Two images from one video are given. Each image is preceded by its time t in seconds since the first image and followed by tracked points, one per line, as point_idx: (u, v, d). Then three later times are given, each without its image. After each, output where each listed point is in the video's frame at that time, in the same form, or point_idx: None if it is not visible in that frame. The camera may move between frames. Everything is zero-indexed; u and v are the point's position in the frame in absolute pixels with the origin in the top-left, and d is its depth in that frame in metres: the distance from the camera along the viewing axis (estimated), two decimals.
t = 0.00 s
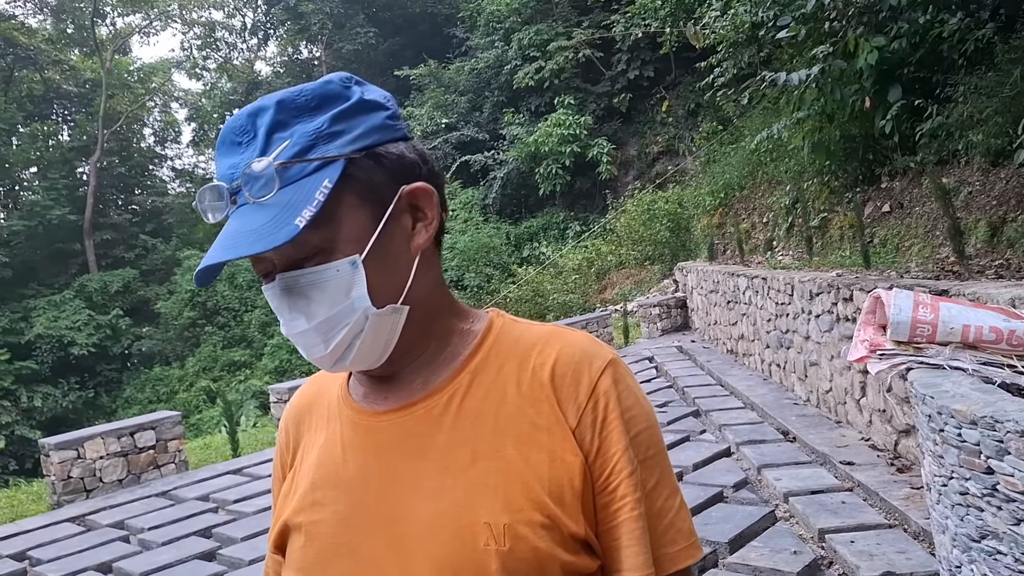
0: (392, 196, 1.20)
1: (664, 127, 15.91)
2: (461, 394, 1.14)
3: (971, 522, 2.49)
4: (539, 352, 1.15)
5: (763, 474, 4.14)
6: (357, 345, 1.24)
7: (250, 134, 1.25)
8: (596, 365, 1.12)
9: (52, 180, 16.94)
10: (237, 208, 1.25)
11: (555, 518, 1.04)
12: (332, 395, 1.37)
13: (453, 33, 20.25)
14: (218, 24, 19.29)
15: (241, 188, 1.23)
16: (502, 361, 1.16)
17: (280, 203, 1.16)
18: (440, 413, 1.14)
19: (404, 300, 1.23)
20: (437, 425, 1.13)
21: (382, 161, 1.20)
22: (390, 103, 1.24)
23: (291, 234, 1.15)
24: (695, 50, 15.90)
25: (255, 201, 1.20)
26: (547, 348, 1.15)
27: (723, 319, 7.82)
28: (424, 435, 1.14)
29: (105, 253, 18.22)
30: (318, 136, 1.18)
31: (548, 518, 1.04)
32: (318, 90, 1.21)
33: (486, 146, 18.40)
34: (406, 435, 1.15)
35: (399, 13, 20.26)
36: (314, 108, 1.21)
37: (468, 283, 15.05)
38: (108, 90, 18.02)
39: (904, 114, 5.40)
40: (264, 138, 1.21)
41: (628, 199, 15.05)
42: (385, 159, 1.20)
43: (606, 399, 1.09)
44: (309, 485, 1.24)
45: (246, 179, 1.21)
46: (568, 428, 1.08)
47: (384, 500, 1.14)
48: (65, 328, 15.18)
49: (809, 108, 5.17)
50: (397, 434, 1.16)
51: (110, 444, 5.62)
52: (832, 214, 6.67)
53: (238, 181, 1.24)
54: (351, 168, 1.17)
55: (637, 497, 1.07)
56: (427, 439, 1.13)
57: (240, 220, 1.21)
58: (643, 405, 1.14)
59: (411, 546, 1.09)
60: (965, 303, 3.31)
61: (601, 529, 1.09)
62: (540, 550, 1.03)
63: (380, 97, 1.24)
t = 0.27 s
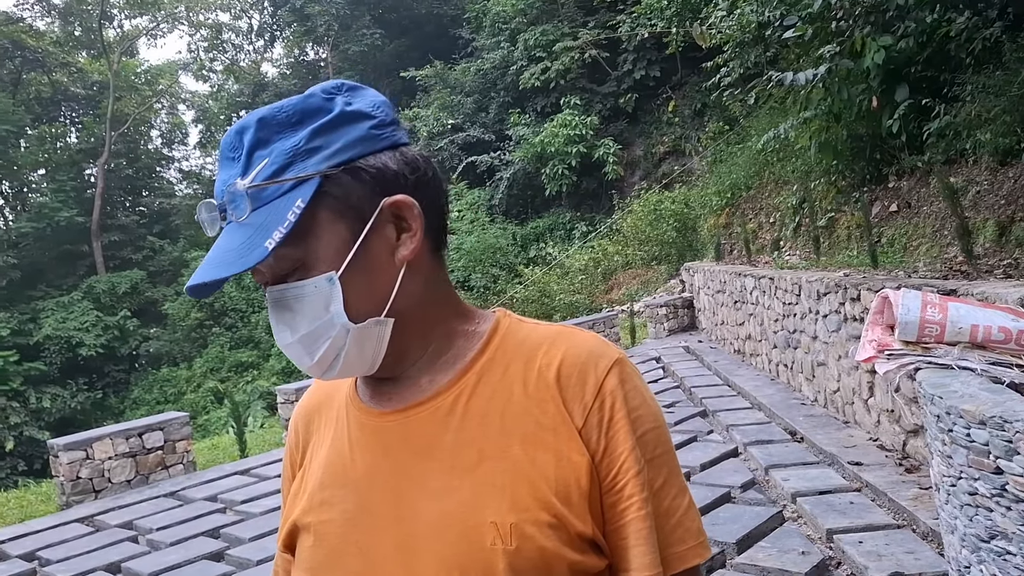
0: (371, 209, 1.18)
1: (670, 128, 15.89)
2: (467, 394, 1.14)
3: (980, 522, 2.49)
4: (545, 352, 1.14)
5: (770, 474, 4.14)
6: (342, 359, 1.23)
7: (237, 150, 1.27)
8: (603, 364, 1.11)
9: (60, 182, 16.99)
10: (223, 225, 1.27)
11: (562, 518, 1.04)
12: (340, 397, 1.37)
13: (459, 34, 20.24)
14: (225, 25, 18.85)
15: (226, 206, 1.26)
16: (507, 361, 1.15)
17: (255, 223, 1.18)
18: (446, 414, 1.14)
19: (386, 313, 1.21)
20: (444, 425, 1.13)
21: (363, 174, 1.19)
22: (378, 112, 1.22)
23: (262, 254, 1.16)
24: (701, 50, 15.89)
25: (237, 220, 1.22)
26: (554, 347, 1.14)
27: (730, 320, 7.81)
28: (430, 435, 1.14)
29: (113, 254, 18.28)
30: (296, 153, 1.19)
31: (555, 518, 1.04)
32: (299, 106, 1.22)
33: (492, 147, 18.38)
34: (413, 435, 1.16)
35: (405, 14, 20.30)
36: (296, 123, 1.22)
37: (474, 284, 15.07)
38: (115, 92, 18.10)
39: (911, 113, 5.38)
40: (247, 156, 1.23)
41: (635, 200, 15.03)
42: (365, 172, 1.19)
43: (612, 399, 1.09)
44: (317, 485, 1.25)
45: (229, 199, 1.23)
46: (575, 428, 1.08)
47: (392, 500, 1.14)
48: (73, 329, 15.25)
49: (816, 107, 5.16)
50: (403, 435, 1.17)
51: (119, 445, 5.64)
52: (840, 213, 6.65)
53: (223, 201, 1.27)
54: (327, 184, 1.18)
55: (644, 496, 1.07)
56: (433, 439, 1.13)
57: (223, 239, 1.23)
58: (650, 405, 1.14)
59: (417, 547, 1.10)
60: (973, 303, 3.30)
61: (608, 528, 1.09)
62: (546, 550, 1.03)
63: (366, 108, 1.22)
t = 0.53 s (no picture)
0: (363, 215, 1.18)
1: (678, 127, 15.87)
2: (472, 392, 1.14)
3: (990, 523, 2.48)
4: (551, 350, 1.14)
5: (778, 475, 4.13)
6: (340, 364, 1.24)
7: (236, 160, 1.29)
8: (608, 361, 1.11)
9: (69, 182, 17.07)
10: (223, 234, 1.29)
11: (567, 516, 1.04)
12: (347, 396, 1.37)
13: (466, 34, 20.24)
14: (233, 27, 19.03)
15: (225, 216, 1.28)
16: (513, 359, 1.15)
17: (249, 232, 1.20)
18: (452, 411, 1.14)
19: (381, 317, 1.21)
20: (449, 422, 1.14)
21: (355, 181, 1.18)
22: (370, 116, 1.22)
23: (253, 264, 1.17)
24: (709, 49, 15.86)
25: (234, 230, 1.24)
26: (559, 345, 1.14)
27: (738, 320, 7.79)
28: (436, 433, 1.14)
29: (121, 254, 18.35)
30: (287, 161, 1.20)
31: (561, 515, 1.04)
32: (292, 114, 1.22)
33: (499, 147, 18.38)
34: (418, 433, 1.16)
35: (412, 14, 20.21)
36: (288, 130, 1.23)
37: (481, 284, 15.08)
38: (123, 93, 18.16)
39: (920, 113, 5.36)
40: (243, 165, 1.25)
41: (642, 200, 15.02)
42: (356, 179, 1.18)
43: (617, 397, 1.09)
44: (325, 484, 1.25)
45: (226, 209, 1.25)
46: (580, 425, 1.08)
47: (398, 498, 1.15)
48: (82, 329, 15.32)
49: (825, 107, 5.15)
50: (409, 433, 1.17)
51: (128, 445, 5.66)
52: (848, 213, 6.64)
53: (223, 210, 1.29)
54: (318, 191, 1.19)
55: (650, 494, 1.07)
56: (439, 436, 1.14)
57: (221, 249, 1.26)
58: (656, 402, 1.14)
59: (424, 544, 1.10)
60: (982, 303, 3.29)
61: (615, 526, 1.09)
62: (553, 548, 1.03)
63: (358, 113, 1.22)
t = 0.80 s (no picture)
0: (359, 220, 1.18)
1: (686, 128, 15.85)
2: (479, 392, 1.14)
3: (999, 525, 2.47)
4: (558, 348, 1.14)
5: (786, 476, 4.12)
6: (344, 369, 1.24)
7: (235, 169, 1.31)
8: (615, 360, 1.11)
9: (79, 183, 17.13)
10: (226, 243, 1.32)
11: (575, 515, 1.04)
12: (355, 397, 1.37)
13: (474, 35, 20.24)
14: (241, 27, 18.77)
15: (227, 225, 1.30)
16: (520, 358, 1.15)
17: (248, 241, 1.21)
18: (458, 411, 1.14)
19: (382, 321, 1.21)
20: (456, 422, 1.13)
21: (350, 185, 1.19)
22: (364, 120, 1.22)
23: (252, 272, 1.19)
24: (717, 50, 15.84)
25: (235, 239, 1.26)
26: (566, 344, 1.14)
27: (746, 321, 7.77)
28: (443, 432, 1.14)
29: (130, 254, 18.41)
30: (283, 168, 1.21)
31: (567, 515, 1.04)
32: (286, 120, 1.24)
33: (507, 147, 18.38)
34: (424, 432, 1.16)
35: (420, 15, 20.22)
36: (283, 137, 1.24)
37: (489, 284, 15.10)
38: (132, 93, 18.24)
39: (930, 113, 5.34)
40: (241, 175, 1.27)
41: (649, 200, 15.03)
42: (352, 184, 1.19)
43: (625, 395, 1.09)
44: (333, 483, 1.26)
45: (227, 219, 1.27)
46: (587, 424, 1.08)
47: (405, 497, 1.15)
48: (91, 328, 15.38)
49: (833, 107, 5.14)
50: (416, 432, 1.17)
51: (136, 444, 5.68)
52: (857, 213, 6.63)
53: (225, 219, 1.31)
54: (314, 198, 1.20)
55: (657, 493, 1.07)
56: (446, 436, 1.13)
57: (224, 258, 1.28)
58: (664, 401, 1.13)
59: (431, 544, 1.10)
60: (992, 304, 3.27)
61: (622, 525, 1.09)
62: (560, 547, 1.03)
63: (352, 116, 1.23)
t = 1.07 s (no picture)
0: (361, 222, 1.18)
1: (692, 130, 15.84)
2: (483, 395, 1.14)
3: (1005, 530, 2.46)
4: (561, 351, 1.14)
5: (791, 479, 4.11)
6: (348, 372, 1.25)
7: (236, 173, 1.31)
8: (618, 363, 1.11)
9: (86, 183, 17.18)
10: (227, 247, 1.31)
11: (578, 518, 1.04)
12: (361, 401, 1.37)
13: (480, 36, 20.24)
14: (248, 29, 19.31)
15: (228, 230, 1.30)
16: (523, 361, 1.15)
17: (250, 245, 1.22)
18: (462, 414, 1.14)
19: (385, 323, 1.21)
20: (460, 425, 1.14)
21: (352, 188, 1.19)
22: (364, 123, 1.23)
23: (255, 276, 1.19)
24: (723, 52, 15.83)
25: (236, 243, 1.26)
26: (569, 347, 1.14)
27: (752, 323, 7.76)
28: (447, 436, 1.14)
29: (136, 254, 18.46)
30: (284, 171, 1.22)
31: (571, 518, 1.04)
32: (286, 124, 1.24)
33: (513, 149, 18.39)
34: (428, 435, 1.16)
35: (427, 16, 20.23)
36: (284, 141, 1.25)
37: (494, 286, 15.12)
38: (140, 94, 18.30)
39: (937, 116, 5.31)
40: (243, 179, 1.27)
41: (655, 202, 15.03)
42: (353, 186, 1.19)
43: (628, 397, 1.09)
44: (339, 487, 1.26)
45: (229, 224, 1.27)
46: (591, 427, 1.08)
47: (410, 501, 1.15)
48: (97, 328, 15.43)
49: (840, 109, 5.13)
50: (421, 435, 1.17)
51: (141, 444, 5.69)
52: (863, 216, 6.61)
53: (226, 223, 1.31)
54: (315, 201, 1.20)
55: (661, 496, 1.07)
56: (449, 439, 1.14)
57: (225, 262, 1.27)
58: (667, 404, 1.13)
59: (435, 547, 1.10)
60: (998, 307, 3.26)
61: (626, 527, 1.09)
62: (564, 551, 1.04)
63: (352, 120, 1.23)
